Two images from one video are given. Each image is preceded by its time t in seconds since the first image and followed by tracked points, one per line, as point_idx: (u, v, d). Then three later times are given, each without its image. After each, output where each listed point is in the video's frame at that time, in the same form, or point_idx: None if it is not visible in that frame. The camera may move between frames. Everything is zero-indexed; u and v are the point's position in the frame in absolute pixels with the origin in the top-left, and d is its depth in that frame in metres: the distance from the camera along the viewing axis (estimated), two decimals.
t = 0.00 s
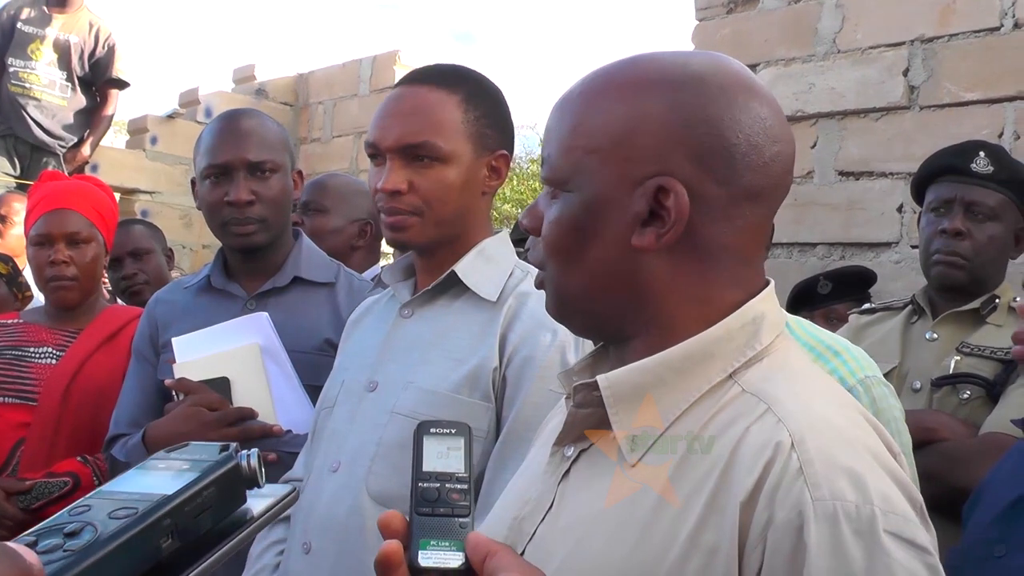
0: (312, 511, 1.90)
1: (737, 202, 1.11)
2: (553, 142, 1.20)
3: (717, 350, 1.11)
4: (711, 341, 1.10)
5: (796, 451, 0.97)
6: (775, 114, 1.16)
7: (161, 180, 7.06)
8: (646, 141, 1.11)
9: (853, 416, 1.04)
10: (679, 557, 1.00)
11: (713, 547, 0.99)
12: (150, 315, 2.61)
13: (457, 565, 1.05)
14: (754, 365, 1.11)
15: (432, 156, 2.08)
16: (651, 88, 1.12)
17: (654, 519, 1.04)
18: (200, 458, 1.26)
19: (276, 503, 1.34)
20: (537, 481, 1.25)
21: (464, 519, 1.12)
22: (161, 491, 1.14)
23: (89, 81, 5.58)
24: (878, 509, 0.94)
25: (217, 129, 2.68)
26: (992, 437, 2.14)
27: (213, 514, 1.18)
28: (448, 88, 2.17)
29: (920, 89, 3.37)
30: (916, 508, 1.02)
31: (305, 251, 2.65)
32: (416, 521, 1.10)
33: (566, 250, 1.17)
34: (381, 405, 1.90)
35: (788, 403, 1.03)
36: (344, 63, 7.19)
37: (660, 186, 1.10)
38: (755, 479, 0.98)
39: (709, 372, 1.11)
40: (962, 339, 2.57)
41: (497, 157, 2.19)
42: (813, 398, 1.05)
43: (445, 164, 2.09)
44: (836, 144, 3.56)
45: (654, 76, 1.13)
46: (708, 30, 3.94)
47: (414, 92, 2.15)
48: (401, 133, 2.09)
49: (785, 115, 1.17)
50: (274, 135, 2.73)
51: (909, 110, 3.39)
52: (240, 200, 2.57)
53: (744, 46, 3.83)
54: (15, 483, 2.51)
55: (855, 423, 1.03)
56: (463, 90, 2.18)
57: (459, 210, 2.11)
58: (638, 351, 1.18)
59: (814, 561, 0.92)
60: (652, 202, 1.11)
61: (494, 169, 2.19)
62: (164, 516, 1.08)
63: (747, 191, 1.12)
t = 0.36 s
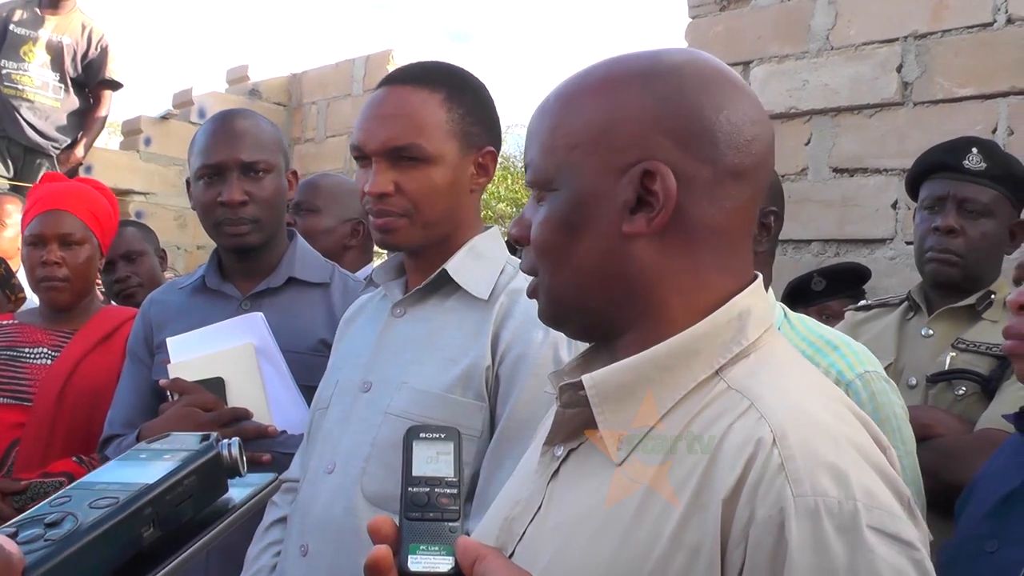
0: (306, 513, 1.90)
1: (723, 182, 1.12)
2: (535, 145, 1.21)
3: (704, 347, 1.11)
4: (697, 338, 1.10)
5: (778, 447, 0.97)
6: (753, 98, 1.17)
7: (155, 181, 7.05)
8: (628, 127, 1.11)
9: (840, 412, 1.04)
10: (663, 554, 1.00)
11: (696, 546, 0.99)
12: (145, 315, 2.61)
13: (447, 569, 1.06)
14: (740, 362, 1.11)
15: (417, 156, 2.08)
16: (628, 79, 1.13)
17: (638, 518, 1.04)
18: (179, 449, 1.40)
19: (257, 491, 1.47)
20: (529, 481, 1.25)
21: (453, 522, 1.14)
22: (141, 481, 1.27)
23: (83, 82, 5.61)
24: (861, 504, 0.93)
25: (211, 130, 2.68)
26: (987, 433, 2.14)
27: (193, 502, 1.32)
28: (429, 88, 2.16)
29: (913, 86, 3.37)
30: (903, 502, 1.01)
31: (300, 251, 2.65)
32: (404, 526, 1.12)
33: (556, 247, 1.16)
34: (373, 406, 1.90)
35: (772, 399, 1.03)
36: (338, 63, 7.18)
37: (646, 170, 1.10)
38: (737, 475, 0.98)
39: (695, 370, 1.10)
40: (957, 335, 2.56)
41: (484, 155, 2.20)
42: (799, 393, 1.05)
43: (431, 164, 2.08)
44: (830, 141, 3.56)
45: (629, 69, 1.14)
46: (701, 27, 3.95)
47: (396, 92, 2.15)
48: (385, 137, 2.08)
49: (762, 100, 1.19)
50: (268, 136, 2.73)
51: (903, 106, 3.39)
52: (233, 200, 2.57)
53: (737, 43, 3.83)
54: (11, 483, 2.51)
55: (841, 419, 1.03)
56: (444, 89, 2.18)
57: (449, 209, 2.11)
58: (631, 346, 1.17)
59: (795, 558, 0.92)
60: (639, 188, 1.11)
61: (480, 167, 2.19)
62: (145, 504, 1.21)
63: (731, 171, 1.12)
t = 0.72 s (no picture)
0: (306, 513, 1.89)
1: (731, 189, 1.11)
2: (543, 140, 1.20)
3: (712, 347, 1.10)
4: (705, 338, 1.10)
5: (792, 447, 0.97)
6: (765, 103, 1.16)
7: (153, 180, 7.03)
8: (636, 130, 1.11)
9: (849, 412, 1.04)
10: (673, 554, 0.99)
11: (707, 545, 0.98)
12: (140, 313, 2.59)
13: (446, 563, 1.06)
14: (749, 362, 1.10)
15: (434, 139, 2.08)
16: (638, 80, 1.12)
17: (648, 518, 1.03)
18: (185, 457, 1.26)
19: (263, 500, 1.34)
20: (532, 479, 1.24)
21: (452, 517, 1.12)
22: (147, 489, 1.14)
23: (81, 80, 5.58)
24: (874, 505, 0.93)
25: (211, 126, 2.68)
26: (986, 431, 2.13)
27: (197, 512, 1.18)
28: (459, 80, 2.17)
29: (913, 84, 3.37)
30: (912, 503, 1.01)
31: (296, 249, 2.64)
32: (403, 521, 1.10)
33: (560, 246, 1.16)
34: (374, 404, 1.89)
35: (783, 399, 1.02)
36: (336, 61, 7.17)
37: (652, 174, 1.10)
38: (751, 475, 0.98)
39: (703, 369, 1.10)
40: (957, 335, 2.56)
41: (498, 156, 2.18)
42: (807, 393, 1.04)
43: (447, 148, 2.09)
44: (829, 140, 3.55)
45: (639, 69, 1.13)
46: (700, 26, 3.94)
47: (427, 79, 2.16)
48: (407, 114, 2.09)
49: (774, 105, 1.17)
50: (268, 133, 2.73)
51: (902, 105, 3.39)
52: (231, 196, 2.56)
53: (737, 41, 3.83)
54: (10, 480, 2.50)
55: (851, 419, 1.03)
56: (473, 85, 2.19)
57: (454, 200, 2.10)
58: (632, 348, 1.17)
59: (809, 558, 0.92)
60: (645, 192, 1.10)
61: (494, 168, 2.18)
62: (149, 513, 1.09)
63: (739, 177, 1.11)
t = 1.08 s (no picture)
0: (309, 511, 1.89)
1: (754, 201, 1.11)
2: (558, 142, 1.16)
3: (721, 347, 1.10)
4: (715, 339, 1.10)
5: (802, 449, 0.96)
6: (783, 111, 1.15)
7: (156, 177, 7.04)
8: (669, 142, 1.08)
9: (859, 416, 1.04)
10: (683, 555, 0.99)
11: (717, 546, 0.98)
12: (140, 311, 2.59)
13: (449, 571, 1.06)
14: (758, 364, 1.10)
15: (445, 142, 2.08)
16: (666, 87, 1.10)
17: (657, 519, 1.02)
18: (198, 454, 1.23)
19: (276, 497, 1.31)
20: (536, 478, 1.24)
21: (456, 525, 1.12)
22: (160, 486, 1.11)
23: (84, 78, 5.58)
24: (885, 508, 0.93)
25: (215, 122, 2.67)
26: (987, 432, 2.13)
27: (210, 509, 1.15)
28: (470, 82, 2.17)
29: (917, 85, 3.36)
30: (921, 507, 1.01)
31: (299, 248, 2.64)
32: (407, 529, 1.12)
33: (580, 255, 1.13)
34: (379, 403, 1.88)
35: (794, 401, 1.02)
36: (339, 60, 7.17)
37: (685, 188, 1.08)
38: (761, 477, 0.97)
39: (711, 369, 1.10)
40: (958, 336, 2.55)
41: (509, 160, 2.18)
42: (816, 395, 1.04)
43: (458, 153, 2.09)
44: (833, 140, 3.54)
45: (667, 75, 1.11)
46: (703, 26, 3.93)
47: (438, 81, 2.15)
48: (418, 117, 2.09)
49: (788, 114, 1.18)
50: (273, 130, 2.73)
51: (906, 106, 3.38)
52: (235, 189, 2.57)
53: (741, 42, 3.82)
54: (14, 479, 2.50)
55: (860, 423, 1.02)
56: (483, 88, 2.19)
57: (465, 203, 2.10)
58: (641, 352, 1.17)
59: (819, 561, 0.91)
60: (675, 204, 1.09)
61: (504, 171, 2.18)
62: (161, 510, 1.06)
63: (762, 190, 1.11)
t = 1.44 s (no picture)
0: (313, 506, 1.89)
1: (777, 208, 1.12)
2: (587, 131, 1.12)
3: (726, 345, 1.10)
4: (720, 337, 1.10)
5: (812, 449, 0.96)
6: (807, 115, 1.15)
7: (160, 173, 7.04)
8: (708, 147, 1.07)
9: (864, 415, 1.03)
10: (690, 554, 0.98)
11: (725, 545, 0.97)
12: (144, 306, 2.59)
13: (449, 567, 1.05)
14: (764, 361, 1.10)
15: (443, 140, 2.08)
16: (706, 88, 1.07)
17: (664, 517, 1.02)
18: (217, 426, 1.18)
19: (297, 473, 1.25)
20: (538, 474, 1.23)
21: (455, 522, 1.12)
22: (179, 457, 1.06)
23: (89, 72, 5.59)
24: (893, 508, 0.92)
25: (216, 118, 2.67)
26: (989, 432, 2.12)
27: (230, 482, 1.10)
28: (465, 77, 2.16)
29: (922, 84, 3.35)
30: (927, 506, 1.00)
31: (301, 243, 2.64)
32: (406, 525, 1.11)
33: (602, 250, 1.12)
34: (384, 398, 1.88)
35: (801, 400, 1.01)
36: (343, 57, 7.17)
37: (718, 194, 1.07)
38: (771, 476, 0.97)
39: (717, 368, 1.10)
40: (959, 334, 2.55)
41: (507, 152, 2.18)
42: (823, 393, 1.04)
43: (456, 150, 2.08)
44: (837, 140, 3.54)
45: (707, 74, 1.08)
46: (708, 24, 3.93)
47: (433, 77, 2.15)
48: (414, 116, 2.08)
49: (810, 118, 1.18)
50: (275, 125, 2.72)
51: (911, 105, 3.37)
52: (237, 184, 2.56)
53: (746, 40, 3.82)
54: (19, 474, 2.49)
55: (867, 422, 1.02)
56: (480, 81, 2.18)
57: (465, 199, 2.10)
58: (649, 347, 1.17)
59: (828, 560, 0.91)
60: (706, 209, 1.08)
61: (503, 164, 2.18)
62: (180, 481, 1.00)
63: (785, 197, 1.12)
